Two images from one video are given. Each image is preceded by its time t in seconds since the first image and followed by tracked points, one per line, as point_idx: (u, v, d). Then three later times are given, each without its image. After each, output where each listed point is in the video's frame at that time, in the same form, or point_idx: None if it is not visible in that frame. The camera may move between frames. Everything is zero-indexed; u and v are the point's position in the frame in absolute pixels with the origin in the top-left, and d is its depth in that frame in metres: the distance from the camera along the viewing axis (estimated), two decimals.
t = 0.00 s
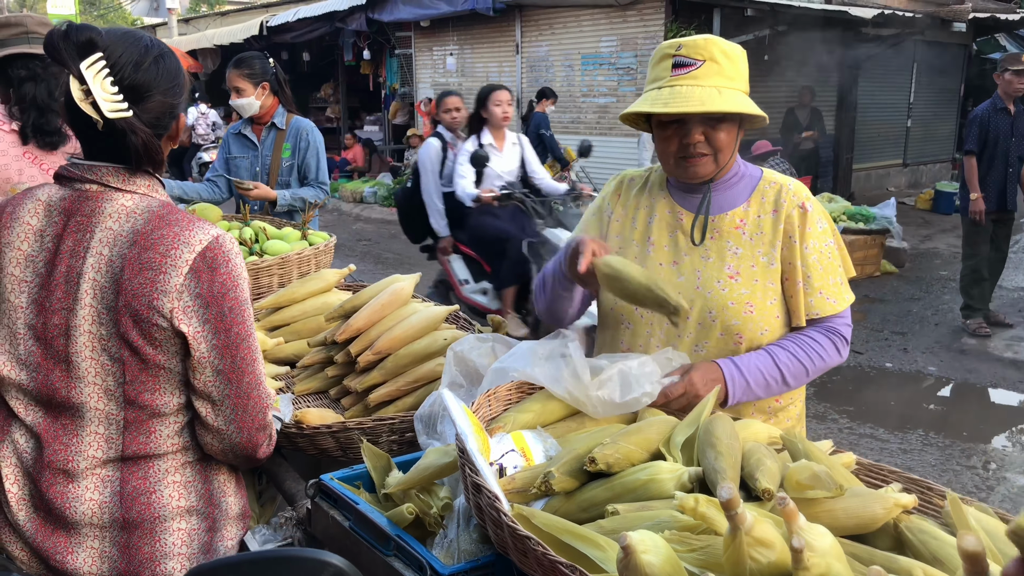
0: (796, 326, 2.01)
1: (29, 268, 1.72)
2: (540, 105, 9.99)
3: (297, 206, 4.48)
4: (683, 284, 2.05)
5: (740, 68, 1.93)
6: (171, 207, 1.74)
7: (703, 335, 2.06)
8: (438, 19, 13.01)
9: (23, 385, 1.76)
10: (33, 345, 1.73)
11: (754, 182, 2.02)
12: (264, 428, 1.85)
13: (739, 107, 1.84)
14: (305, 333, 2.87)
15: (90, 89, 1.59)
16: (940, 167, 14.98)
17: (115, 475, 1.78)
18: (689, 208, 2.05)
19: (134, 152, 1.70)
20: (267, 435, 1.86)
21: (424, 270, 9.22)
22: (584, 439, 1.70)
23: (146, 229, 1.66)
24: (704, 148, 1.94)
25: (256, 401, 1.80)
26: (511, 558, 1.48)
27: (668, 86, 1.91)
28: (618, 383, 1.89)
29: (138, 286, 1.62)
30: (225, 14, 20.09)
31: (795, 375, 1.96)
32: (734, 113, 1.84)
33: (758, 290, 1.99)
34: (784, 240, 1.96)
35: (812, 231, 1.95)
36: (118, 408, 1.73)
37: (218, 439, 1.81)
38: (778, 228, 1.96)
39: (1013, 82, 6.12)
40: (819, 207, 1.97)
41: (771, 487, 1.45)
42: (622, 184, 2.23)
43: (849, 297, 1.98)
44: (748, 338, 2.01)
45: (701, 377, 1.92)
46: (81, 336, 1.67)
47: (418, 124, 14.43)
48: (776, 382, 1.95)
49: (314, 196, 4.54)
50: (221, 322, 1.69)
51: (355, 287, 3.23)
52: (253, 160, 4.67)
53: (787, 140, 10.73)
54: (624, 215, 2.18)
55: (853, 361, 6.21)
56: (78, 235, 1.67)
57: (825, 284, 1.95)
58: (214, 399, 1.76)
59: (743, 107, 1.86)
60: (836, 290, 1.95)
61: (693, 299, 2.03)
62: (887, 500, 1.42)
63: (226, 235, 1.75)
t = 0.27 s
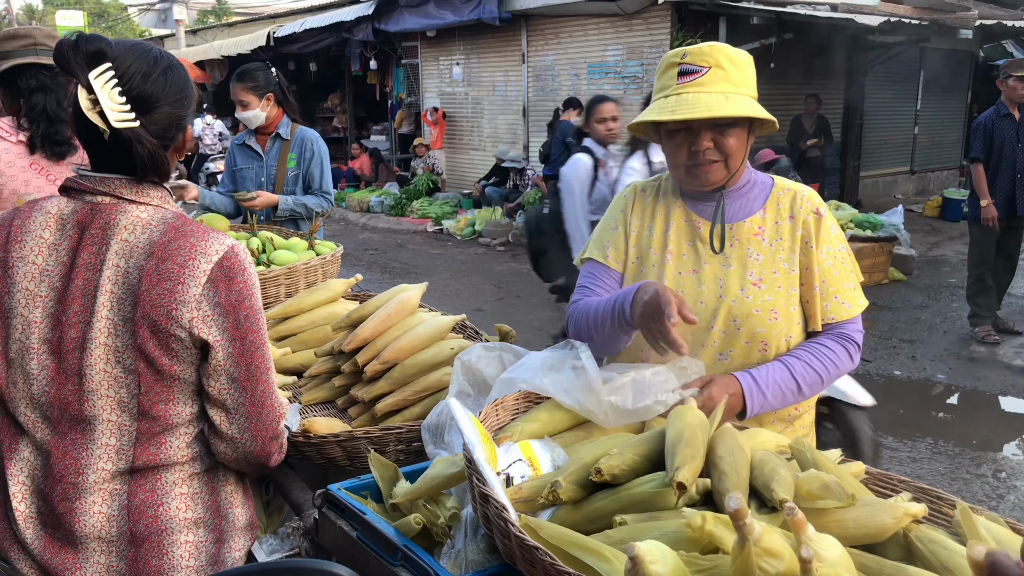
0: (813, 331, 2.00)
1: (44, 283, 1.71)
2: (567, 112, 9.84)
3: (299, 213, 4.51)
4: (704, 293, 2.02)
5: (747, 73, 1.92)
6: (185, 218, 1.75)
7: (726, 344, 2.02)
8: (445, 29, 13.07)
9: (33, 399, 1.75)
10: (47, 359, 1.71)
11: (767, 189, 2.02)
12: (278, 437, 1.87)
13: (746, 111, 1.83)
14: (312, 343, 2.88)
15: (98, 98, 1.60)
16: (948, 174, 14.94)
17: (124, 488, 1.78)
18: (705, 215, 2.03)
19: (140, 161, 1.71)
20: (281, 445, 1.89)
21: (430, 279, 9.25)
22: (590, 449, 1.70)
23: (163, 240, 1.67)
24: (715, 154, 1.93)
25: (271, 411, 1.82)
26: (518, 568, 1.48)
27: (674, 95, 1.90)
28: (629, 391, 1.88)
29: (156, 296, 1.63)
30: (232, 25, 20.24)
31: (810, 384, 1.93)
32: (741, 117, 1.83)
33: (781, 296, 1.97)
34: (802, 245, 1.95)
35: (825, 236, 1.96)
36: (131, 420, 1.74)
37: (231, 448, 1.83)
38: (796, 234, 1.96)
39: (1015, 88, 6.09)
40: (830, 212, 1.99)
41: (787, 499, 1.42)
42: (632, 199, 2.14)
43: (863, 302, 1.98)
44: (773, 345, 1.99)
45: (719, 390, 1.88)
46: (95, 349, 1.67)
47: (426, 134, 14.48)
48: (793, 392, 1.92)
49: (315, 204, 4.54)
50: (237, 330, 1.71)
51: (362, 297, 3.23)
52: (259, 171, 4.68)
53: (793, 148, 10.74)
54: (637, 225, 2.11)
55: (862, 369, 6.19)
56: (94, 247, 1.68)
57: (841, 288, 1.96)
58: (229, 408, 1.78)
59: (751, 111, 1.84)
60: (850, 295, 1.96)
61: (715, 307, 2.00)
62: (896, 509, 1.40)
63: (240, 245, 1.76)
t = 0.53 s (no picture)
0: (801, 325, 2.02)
1: (39, 285, 1.71)
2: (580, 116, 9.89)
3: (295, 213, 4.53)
4: (692, 287, 2.02)
5: (717, 74, 1.90)
6: (181, 217, 1.75)
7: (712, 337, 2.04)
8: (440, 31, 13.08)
9: (27, 402, 1.73)
10: (42, 362, 1.71)
11: (755, 187, 2.01)
12: (279, 432, 1.89)
13: (708, 118, 1.83)
14: (306, 342, 2.88)
15: (86, 95, 1.60)
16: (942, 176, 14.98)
17: (120, 488, 1.77)
18: (691, 212, 2.01)
19: (130, 159, 1.71)
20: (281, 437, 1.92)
21: (425, 281, 9.26)
22: (582, 445, 1.70)
23: (161, 239, 1.67)
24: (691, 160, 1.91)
25: (272, 406, 1.84)
26: (510, 564, 1.49)
27: (644, 104, 1.94)
28: (629, 358, 1.90)
29: (157, 296, 1.64)
30: (227, 27, 20.24)
31: (804, 372, 1.95)
32: (704, 124, 1.83)
33: (768, 291, 1.98)
34: (788, 242, 1.95)
35: (814, 232, 1.95)
36: (130, 419, 1.74)
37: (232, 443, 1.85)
38: (783, 231, 1.95)
39: (1005, 89, 6.15)
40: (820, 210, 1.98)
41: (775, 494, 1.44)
42: (621, 198, 2.19)
43: (851, 298, 1.99)
44: (760, 340, 2.00)
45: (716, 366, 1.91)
46: (93, 350, 1.67)
47: (421, 136, 14.49)
48: (784, 377, 1.94)
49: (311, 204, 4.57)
50: (238, 327, 1.72)
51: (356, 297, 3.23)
52: (251, 173, 4.65)
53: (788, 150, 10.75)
54: (625, 227, 2.15)
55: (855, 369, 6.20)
56: (89, 248, 1.68)
57: (829, 284, 1.96)
58: (232, 404, 1.80)
59: (716, 117, 1.84)
60: (839, 290, 1.97)
61: (703, 301, 2.00)
62: (886, 504, 1.41)
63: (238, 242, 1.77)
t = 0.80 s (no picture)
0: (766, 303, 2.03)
1: (18, 274, 1.70)
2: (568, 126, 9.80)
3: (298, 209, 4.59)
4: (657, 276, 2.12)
5: (640, 83, 1.97)
6: (164, 208, 1.74)
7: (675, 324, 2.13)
8: (426, 26, 13.06)
9: (9, 393, 1.73)
10: (23, 353, 1.70)
11: (719, 178, 2.07)
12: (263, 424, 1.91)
13: (626, 130, 1.89)
14: (290, 335, 2.87)
15: (67, 84, 1.59)
16: (925, 176, 15.10)
17: (104, 480, 1.76)
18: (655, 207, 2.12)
19: (111, 148, 1.70)
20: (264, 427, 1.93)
21: (411, 277, 9.24)
22: (564, 436, 1.71)
23: (144, 231, 1.67)
24: (633, 170, 1.98)
25: (255, 399, 1.86)
26: (492, 554, 1.50)
27: (580, 124, 2.03)
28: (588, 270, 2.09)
29: (141, 288, 1.63)
30: (213, 22, 20.15)
31: (768, 333, 1.95)
32: (625, 137, 1.90)
33: (726, 278, 2.05)
34: (749, 230, 2.01)
35: (779, 218, 1.98)
36: (113, 411, 1.73)
37: (217, 436, 1.86)
38: (743, 218, 2.01)
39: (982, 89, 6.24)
40: (784, 196, 2.01)
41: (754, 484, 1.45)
42: (594, 198, 2.33)
43: (819, 280, 1.99)
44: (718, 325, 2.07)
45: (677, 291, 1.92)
46: (75, 342, 1.67)
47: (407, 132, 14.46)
48: (746, 329, 1.95)
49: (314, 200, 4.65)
50: (222, 321, 1.73)
51: (340, 290, 3.23)
52: (248, 170, 4.61)
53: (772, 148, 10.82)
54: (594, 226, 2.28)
55: (837, 367, 6.25)
56: (71, 239, 1.67)
57: (794, 266, 1.96)
58: (217, 398, 1.81)
59: (636, 127, 1.90)
60: (806, 272, 1.97)
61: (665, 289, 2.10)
62: (864, 493, 1.42)
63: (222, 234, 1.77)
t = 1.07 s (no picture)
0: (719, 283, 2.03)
1: None
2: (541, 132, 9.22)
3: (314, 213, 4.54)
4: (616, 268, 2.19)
5: (582, 85, 2.01)
6: (136, 197, 1.74)
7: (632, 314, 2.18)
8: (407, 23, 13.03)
9: None
10: None
11: (674, 170, 2.13)
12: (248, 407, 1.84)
13: (569, 138, 1.95)
14: (267, 329, 2.87)
15: (30, 74, 1.57)
16: (903, 174, 15.23)
17: (79, 471, 1.75)
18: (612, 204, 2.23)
19: (79, 138, 1.69)
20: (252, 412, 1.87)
21: (391, 274, 9.22)
22: (538, 426, 1.73)
23: (114, 220, 1.66)
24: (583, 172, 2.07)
25: (238, 381, 1.80)
26: (467, 542, 1.51)
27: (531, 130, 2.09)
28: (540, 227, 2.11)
29: (111, 276, 1.63)
30: (193, 17, 19.99)
31: (716, 297, 1.92)
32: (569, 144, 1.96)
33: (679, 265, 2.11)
34: (699, 215, 2.06)
35: (729, 203, 2.02)
36: (86, 400, 1.72)
37: (199, 422, 1.81)
38: (694, 205, 2.07)
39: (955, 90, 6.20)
40: (736, 180, 2.05)
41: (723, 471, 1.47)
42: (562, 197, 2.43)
43: (770, 259, 2.00)
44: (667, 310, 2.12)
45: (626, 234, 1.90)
46: (46, 331, 1.66)
47: (387, 128, 14.42)
48: (695, 289, 1.92)
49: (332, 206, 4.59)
50: (196, 303, 1.69)
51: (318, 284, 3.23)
52: (264, 170, 4.50)
53: (752, 147, 10.88)
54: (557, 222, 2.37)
55: (814, 362, 6.32)
56: (40, 228, 1.67)
57: (742, 245, 1.99)
58: (194, 381, 1.76)
59: (577, 133, 1.96)
60: (756, 249, 1.99)
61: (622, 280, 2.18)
62: (831, 482, 1.44)
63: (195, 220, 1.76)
